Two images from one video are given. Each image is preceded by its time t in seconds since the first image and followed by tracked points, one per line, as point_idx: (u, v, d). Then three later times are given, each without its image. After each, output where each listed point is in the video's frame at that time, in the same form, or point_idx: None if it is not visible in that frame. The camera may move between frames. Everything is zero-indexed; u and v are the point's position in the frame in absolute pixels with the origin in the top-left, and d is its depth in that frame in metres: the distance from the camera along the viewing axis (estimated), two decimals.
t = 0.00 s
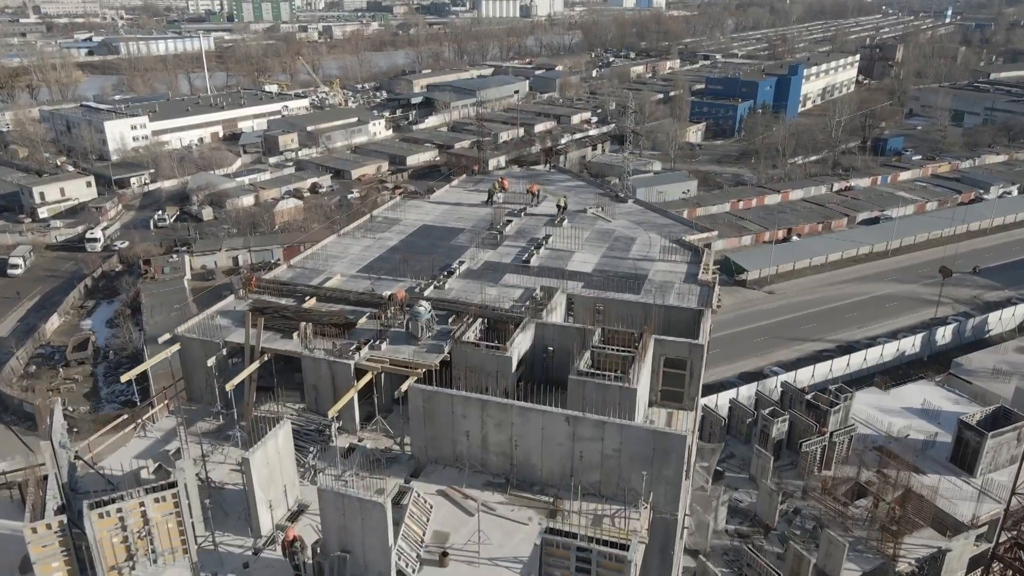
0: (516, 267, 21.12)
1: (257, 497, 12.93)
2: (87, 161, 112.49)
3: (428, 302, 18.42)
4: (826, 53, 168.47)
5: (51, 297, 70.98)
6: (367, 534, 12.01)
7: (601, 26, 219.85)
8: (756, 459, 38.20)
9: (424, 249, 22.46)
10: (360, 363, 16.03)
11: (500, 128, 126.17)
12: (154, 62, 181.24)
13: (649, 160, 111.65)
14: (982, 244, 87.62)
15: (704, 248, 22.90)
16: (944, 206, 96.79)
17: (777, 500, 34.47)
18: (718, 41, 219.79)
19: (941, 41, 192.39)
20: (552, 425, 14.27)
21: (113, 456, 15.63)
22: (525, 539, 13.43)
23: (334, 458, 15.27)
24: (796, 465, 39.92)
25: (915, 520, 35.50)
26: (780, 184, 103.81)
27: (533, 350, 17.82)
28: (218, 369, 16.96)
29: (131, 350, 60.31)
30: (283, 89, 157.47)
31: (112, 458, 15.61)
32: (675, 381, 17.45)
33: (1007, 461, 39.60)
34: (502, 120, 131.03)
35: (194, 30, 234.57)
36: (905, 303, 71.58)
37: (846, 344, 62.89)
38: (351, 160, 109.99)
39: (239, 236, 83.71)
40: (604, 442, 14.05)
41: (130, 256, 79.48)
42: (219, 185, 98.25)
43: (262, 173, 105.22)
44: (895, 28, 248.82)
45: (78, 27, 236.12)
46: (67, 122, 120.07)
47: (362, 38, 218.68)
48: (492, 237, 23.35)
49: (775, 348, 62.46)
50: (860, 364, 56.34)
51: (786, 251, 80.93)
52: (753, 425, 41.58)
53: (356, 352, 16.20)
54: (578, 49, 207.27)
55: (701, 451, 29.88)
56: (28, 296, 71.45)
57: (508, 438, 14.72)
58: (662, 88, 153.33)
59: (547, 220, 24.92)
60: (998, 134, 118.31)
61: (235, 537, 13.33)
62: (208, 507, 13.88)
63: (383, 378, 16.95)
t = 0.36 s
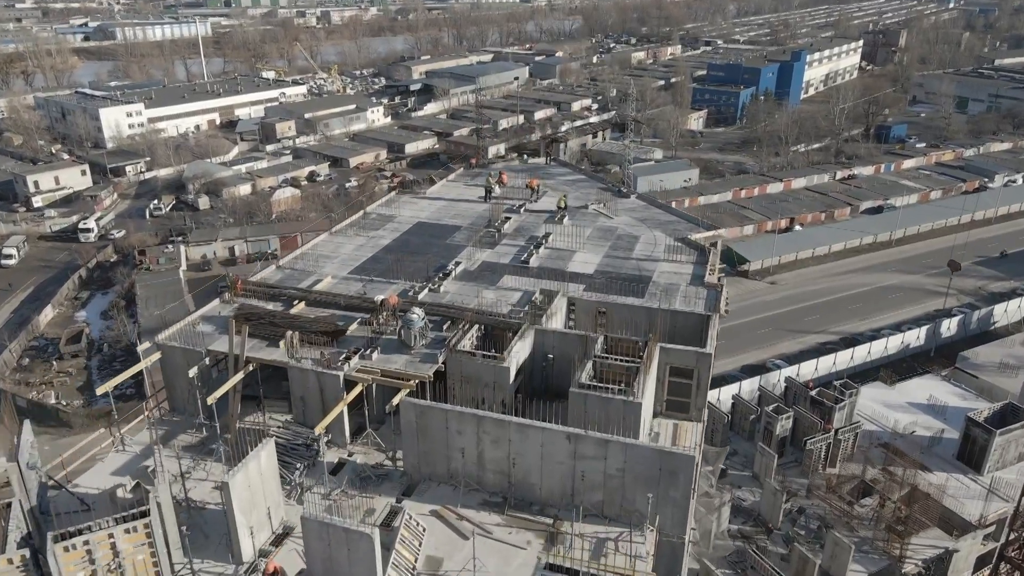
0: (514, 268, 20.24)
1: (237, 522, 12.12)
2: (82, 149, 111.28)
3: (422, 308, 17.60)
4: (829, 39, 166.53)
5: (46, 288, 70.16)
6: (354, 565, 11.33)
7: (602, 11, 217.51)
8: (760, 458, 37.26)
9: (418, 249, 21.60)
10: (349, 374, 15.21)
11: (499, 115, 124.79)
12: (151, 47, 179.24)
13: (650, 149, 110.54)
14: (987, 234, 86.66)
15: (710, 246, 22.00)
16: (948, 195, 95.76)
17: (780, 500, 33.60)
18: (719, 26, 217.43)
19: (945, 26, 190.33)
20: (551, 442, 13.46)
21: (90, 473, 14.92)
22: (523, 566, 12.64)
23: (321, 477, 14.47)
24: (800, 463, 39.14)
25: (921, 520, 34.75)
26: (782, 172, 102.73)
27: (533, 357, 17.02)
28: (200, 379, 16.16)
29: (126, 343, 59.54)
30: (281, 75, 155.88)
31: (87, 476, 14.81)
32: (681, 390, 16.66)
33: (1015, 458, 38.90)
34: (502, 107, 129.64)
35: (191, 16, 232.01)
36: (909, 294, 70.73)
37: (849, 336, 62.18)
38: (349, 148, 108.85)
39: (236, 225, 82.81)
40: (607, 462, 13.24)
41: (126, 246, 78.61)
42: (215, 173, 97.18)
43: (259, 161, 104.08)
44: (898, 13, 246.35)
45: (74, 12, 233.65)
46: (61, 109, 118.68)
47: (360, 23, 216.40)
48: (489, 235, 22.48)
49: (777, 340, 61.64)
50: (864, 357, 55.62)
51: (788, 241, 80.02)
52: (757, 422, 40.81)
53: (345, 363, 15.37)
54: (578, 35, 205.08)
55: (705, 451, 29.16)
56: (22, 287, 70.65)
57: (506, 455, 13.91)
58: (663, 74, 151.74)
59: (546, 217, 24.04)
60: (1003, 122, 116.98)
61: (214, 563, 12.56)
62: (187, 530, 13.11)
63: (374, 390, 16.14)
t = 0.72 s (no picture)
0: (514, 271, 19.36)
1: (216, 555, 11.37)
2: (78, 136, 110.06)
3: (416, 316, 16.74)
4: (832, 24, 164.68)
5: (39, 279, 69.26)
6: None
7: None
8: (764, 456, 35.67)
9: (414, 249, 20.70)
10: (338, 388, 14.35)
11: (499, 101, 123.40)
12: (147, 32, 177.32)
13: (652, 136, 109.36)
14: (992, 223, 85.64)
15: (719, 247, 21.14)
16: (953, 183, 94.65)
17: (785, 500, 31.99)
18: (721, 11, 215.20)
19: (949, 11, 188.13)
20: (552, 465, 12.65)
21: (65, 493, 14.17)
22: None
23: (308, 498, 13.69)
24: (804, 461, 37.95)
25: (927, 521, 33.66)
26: (784, 160, 101.58)
27: (533, 367, 16.22)
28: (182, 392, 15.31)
29: (120, 336, 58.66)
30: (278, 61, 154.23)
31: (60, 498, 14.01)
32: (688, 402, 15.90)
33: None
34: (502, 93, 128.19)
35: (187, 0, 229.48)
36: (913, 285, 69.84)
37: (853, 328, 61.37)
38: (347, 136, 107.67)
39: (232, 215, 81.84)
40: (611, 486, 12.44)
41: (121, 235, 77.62)
42: (211, 161, 96.09)
43: (256, 149, 102.91)
44: None
45: None
46: (56, 96, 117.33)
47: (359, 8, 214.14)
48: (487, 236, 21.59)
49: (780, 333, 60.84)
50: (869, 350, 54.86)
51: (791, 232, 79.08)
52: (761, 419, 39.61)
53: (334, 375, 14.51)
54: (579, 20, 202.98)
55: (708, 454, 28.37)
56: (16, 277, 69.77)
57: (504, 478, 13.10)
58: (665, 60, 150.11)
59: (547, 215, 23.18)
60: (1009, 108, 115.57)
61: None
62: (163, 559, 12.35)
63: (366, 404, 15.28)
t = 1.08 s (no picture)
0: (513, 275, 18.50)
1: None
2: (72, 123, 108.68)
3: (411, 325, 15.93)
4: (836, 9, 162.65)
5: (33, 270, 68.28)
6: None
7: None
8: (769, 454, 34.14)
9: (409, 251, 19.84)
10: (327, 406, 13.50)
11: (498, 88, 121.90)
12: (143, 17, 175.17)
13: (653, 123, 108.09)
14: (998, 212, 84.62)
15: (727, 249, 20.25)
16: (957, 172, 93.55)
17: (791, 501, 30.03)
18: None
19: None
20: (554, 492, 11.83)
21: (40, 518, 13.39)
22: None
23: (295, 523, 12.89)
24: (809, 459, 37.05)
25: (933, 521, 33.09)
26: (787, 147, 100.37)
27: (534, 381, 15.41)
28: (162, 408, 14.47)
29: (114, 327, 57.80)
30: (275, 47, 152.38)
31: (32, 523, 13.21)
32: (697, 416, 15.10)
33: None
34: (501, 79, 126.61)
35: None
36: (918, 276, 68.96)
37: (857, 320, 60.59)
38: (345, 123, 106.40)
39: (229, 204, 80.82)
40: (617, 515, 11.64)
41: (115, 225, 76.61)
42: (207, 149, 94.88)
43: (253, 137, 101.63)
44: None
45: None
46: (50, 82, 115.85)
47: None
48: (486, 237, 20.73)
49: (783, 325, 60.07)
50: (873, 343, 54.13)
51: (795, 222, 78.11)
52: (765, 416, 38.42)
53: (323, 393, 13.66)
54: (580, 4, 200.63)
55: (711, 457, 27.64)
56: (9, 268, 68.81)
57: (503, 504, 12.29)
58: (666, 45, 148.30)
59: (548, 214, 22.30)
60: (1014, 95, 114.06)
61: None
62: None
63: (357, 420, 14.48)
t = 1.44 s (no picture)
0: (513, 281, 17.65)
1: None
2: (67, 110, 107.29)
3: (406, 338, 15.10)
4: None
5: (26, 261, 67.30)
6: None
7: None
8: (773, 454, 32.60)
9: (404, 255, 18.94)
10: (315, 428, 12.67)
11: (498, 74, 120.39)
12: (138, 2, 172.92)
13: (654, 110, 106.86)
14: (1003, 201, 83.60)
15: (737, 252, 19.40)
16: (962, 160, 92.45)
17: (795, 502, 28.62)
18: None
19: None
20: (556, 526, 11.03)
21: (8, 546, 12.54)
22: None
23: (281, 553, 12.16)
24: (815, 458, 35.64)
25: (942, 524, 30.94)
26: (790, 135, 99.14)
27: (534, 397, 14.60)
28: (140, 429, 13.61)
29: (108, 320, 57.00)
30: (272, 32, 150.51)
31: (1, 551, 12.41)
32: (707, 436, 14.34)
33: None
34: (501, 65, 125.06)
35: None
36: (923, 267, 68.08)
37: (862, 313, 59.79)
38: (343, 110, 105.09)
39: (225, 193, 79.76)
40: (624, 551, 10.83)
41: (110, 215, 75.59)
42: (203, 137, 93.67)
43: (250, 124, 100.35)
44: None
45: None
46: (44, 68, 114.28)
47: None
48: (484, 239, 19.82)
49: (786, 318, 59.26)
50: (878, 337, 53.40)
51: (798, 212, 77.14)
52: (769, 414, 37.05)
53: (310, 414, 12.80)
54: None
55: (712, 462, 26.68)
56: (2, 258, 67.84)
57: (501, 536, 11.49)
58: (667, 31, 146.46)
59: (550, 214, 21.37)
60: (1020, 82, 112.63)
61: None
62: None
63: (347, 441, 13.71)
